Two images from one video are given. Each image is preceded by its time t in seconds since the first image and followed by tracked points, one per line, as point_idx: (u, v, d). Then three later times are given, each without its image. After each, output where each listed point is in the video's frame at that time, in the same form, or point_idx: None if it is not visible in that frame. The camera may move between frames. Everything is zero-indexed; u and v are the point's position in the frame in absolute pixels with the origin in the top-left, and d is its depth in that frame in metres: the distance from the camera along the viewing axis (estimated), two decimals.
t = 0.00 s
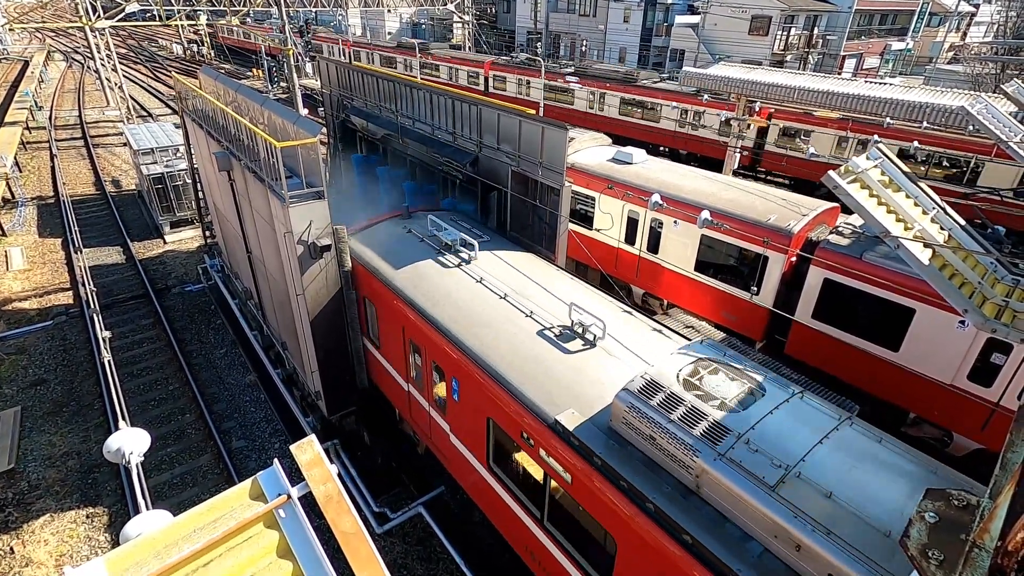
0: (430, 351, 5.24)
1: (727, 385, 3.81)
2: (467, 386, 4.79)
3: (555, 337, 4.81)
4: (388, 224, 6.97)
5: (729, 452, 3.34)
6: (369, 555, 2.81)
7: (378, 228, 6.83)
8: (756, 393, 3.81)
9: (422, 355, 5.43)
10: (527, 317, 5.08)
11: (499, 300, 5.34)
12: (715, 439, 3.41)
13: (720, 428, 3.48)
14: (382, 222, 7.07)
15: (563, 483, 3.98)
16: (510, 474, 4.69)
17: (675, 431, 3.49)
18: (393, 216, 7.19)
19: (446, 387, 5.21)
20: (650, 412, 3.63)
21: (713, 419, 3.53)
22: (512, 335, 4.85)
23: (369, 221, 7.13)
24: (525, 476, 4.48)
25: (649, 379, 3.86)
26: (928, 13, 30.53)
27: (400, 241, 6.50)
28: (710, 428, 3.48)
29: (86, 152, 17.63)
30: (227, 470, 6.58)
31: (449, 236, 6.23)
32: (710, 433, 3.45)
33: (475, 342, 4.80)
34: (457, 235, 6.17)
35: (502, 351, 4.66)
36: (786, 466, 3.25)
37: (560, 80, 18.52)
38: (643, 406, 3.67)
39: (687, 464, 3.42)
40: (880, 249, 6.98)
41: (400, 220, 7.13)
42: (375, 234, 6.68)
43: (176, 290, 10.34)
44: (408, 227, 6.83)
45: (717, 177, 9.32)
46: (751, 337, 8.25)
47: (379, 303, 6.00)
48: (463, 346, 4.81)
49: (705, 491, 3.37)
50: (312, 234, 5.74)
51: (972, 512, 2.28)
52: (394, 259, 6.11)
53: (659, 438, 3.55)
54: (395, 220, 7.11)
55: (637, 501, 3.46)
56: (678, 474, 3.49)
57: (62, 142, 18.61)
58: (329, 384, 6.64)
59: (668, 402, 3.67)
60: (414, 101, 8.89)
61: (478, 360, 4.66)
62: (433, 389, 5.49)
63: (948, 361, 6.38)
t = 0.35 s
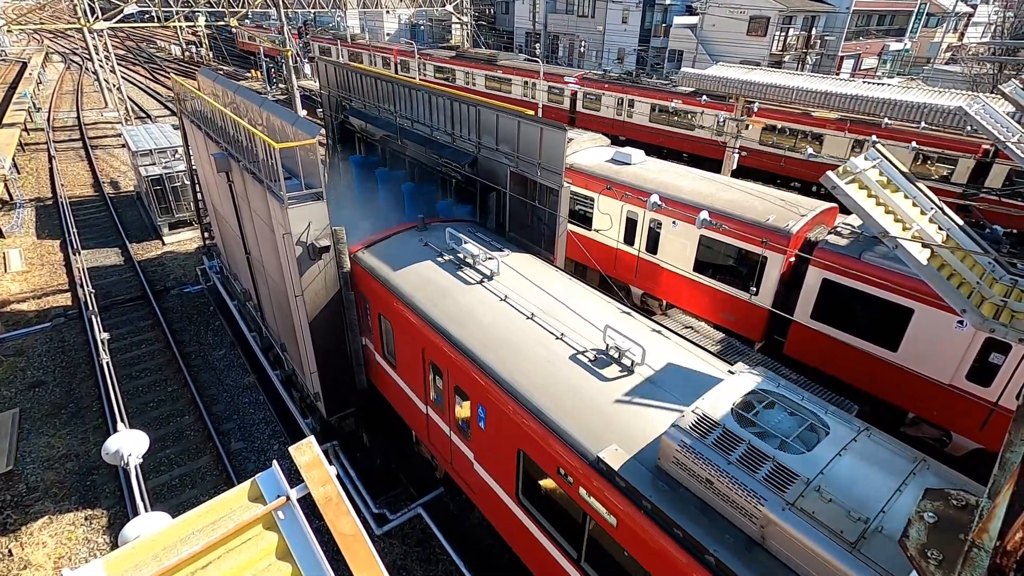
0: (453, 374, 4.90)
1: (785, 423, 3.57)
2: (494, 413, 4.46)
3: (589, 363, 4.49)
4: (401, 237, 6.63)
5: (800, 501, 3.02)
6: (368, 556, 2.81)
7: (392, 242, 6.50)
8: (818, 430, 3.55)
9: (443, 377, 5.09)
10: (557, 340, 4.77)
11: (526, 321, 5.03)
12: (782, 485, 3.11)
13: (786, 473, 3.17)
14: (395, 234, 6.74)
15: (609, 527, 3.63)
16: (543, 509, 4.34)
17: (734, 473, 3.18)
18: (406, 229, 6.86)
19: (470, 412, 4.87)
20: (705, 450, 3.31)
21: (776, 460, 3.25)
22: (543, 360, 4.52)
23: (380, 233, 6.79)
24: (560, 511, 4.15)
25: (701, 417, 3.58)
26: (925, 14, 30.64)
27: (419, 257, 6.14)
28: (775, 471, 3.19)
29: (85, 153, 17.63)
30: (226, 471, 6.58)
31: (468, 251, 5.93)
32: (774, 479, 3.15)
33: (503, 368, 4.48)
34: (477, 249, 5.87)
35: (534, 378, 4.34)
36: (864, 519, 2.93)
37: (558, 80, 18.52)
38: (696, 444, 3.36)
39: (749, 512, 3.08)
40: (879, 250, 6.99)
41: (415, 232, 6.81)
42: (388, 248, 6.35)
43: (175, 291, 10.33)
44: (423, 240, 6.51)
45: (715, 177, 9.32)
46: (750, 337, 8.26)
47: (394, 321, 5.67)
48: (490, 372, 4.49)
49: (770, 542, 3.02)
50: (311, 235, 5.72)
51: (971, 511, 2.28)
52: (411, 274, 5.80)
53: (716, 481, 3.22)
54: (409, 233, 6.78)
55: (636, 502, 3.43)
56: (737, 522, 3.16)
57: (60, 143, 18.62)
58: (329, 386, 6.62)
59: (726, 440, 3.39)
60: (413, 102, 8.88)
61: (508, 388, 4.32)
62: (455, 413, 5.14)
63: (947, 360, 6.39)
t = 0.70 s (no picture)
0: (477, 399, 4.65)
1: (854, 464, 3.07)
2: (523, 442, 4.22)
3: (627, 391, 4.23)
4: (417, 251, 6.44)
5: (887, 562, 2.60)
6: (367, 556, 2.81)
7: (408, 257, 6.30)
8: (891, 473, 3.03)
9: (467, 402, 4.85)
10: (590, 364, 4.51)
11: (556, 343, 4.80)
12: (862, 540, 2.71)
13: (865, 526, 2.74)
14: (410, 248, 6.53)
15: None
16: (577, 547, 4.05)
17: (806, 526, 2.82)
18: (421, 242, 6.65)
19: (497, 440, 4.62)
20: (773, 500, 2.95)
21: (852, 511, 2.80)
22: (576, 385, 4.29)
23: (394, 247, 6.58)
24: (597, 550, 3.87)
25: (761, 457, 3.15)
26: (924, 15, 30.68)
27: (439, 275, 5.90)
28: (853, 527, 2.75)
29: (84, 153, 17.62)
30: (225, 471, 6.57)
31: (490, 267, 5.72)
32: (852, 535, 2.73)
33: (535, 394, 4.25)
34: (500, 264, 5.67)
35: (568, 406, 4.10)
36: None
37: (558, 81, 18.53)
38: (759, 491, 3.00)
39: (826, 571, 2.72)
40: (878, 250, 7.00)
41: (429, 245, 6.61)
42: (406, 264, 6.14)
43: (174, 291, 10.32)
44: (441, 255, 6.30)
45: (714, 178, 9.33)
46: (749, 338, 8.27)
47: (414, 341, 5.44)
48: (518, 398, 4.28)
49: None
50: (310, 235, 5.72)
51: (970, 511, 2.27)
52: (432, 292, 5.58)
53: (782, 530, 2.88)
54: (424, 246, 6.58)
55: (636, 504, 3.41)
56: None
57: (59, 143, 18.60)
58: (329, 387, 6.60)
59: (792, 486, 2.97)
60: (412, 102, 8.88)
61: (540, 418, 4.08)
62: (479, 441, 4.87)
63: (946, 361, 6.39)
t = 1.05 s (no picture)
0: (504, 427, 4.42)
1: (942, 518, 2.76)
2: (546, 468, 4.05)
3: (673, 423, 3.95)
4: (436, 265, 6.19)
5: None
6: (366, 556, 2.82)
7: (426, 272, 6.05)
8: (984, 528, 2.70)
9: (493, 429, 4.61)
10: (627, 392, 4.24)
11: (589, 367, 4.52)
12: None
13: None
14: (429, 261, 6.28)
15: None
16: None
17: None
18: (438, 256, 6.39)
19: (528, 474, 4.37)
20: (848, 558, 2.69)
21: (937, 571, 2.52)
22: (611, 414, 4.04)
23: (411, 261, 6.35)
24: None
25: (833, 508, 2.90)
26: (925, 18, 30.69)
27: (459, 291, 5.64)
28: None
29: (84, 150, 17.60)
30: (224, 469, 6.57)
31: (515, 282, 5.47)
32: None
33: (567, 423, 4.03)
34: (525, 280, 5.42)
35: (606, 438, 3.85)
36: None
37: (560, 81, 18.56)
38: (835, 548, 2.74)
39: None
40: (878, 252, 6.99)
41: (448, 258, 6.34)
42: (425, 279, 5.89)
43: (173, 289, 10.31)
44: (461, 269, 6.03)
45: (714, 179, 9.34)
46: (749, 339, 8.27)
47: (436, 363, 5.21)
48: (551, 429, 4.03)
49: None
50: (310, 234, 5.72)
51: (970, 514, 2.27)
52: (453, 310, 5.34)
53: None
54: (443, 259, 6.32)
55: (636, 506, 3.44)
56: None
57: (59, 140, 18.58)
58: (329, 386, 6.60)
59: (870, 543, 2.70)
60: (413, 102, 8.88)
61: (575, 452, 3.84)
62: (506, 470, 4.64)
63: (945, 363, 6.39)
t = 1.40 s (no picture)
0: (535, 458, 4.17)
1: None
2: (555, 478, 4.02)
3: (726, 459, 3.68)
4: (455, 279, 5.87)
5: None
6: (365, 556, 2.82)
7: (444, 287, 5.74)
8: None
9: (522, 459, 4.34)
10: (674, 425, 3.95)
11: (628, 396, 4.22)
12: None
13: None
14: (447, 274, 5.96)
15: None
16: None
17: None
18: (456, 268, 6.07)
19: (563, 510, 4.08)
20: None
21: None
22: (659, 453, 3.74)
23: (427, 274, 6.04)
24: None
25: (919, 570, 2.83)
26: (922, 17, 30.75)
27: (482, 310, 5.32)
28: None
29: (81, 151, 17.57)
30: (222, 470, 6.56)
31: (541, 300, 5.17)
32: None
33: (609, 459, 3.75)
34: (553, 298, 5.12)
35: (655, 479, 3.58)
36: None
37: (557, 81, 18.59)
38: None
39: None
40: (876, 251, 7.01)
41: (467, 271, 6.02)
42: (443, 296, 5.59)
43: (171, 290, 10.29)
44: (481, 284, 5.73)
45: (712, 178, 9.34)
46: (747, 338, 8.28)
47: (459, 387, 4.94)
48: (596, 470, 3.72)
49: None
50: (308, 234, 5.71)
51: (967, 512, 2.28)
52: (477, 331, 5.04)
53: None
54: (462, 272, 6.01)
55: (636, 506, 3.47)
56: None
57: (57, 140, 18.54)
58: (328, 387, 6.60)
59: None
60: (410, 102, 8.87)
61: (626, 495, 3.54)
62: (536, 503, 4.39)
63: (943, 361, 6.40)
